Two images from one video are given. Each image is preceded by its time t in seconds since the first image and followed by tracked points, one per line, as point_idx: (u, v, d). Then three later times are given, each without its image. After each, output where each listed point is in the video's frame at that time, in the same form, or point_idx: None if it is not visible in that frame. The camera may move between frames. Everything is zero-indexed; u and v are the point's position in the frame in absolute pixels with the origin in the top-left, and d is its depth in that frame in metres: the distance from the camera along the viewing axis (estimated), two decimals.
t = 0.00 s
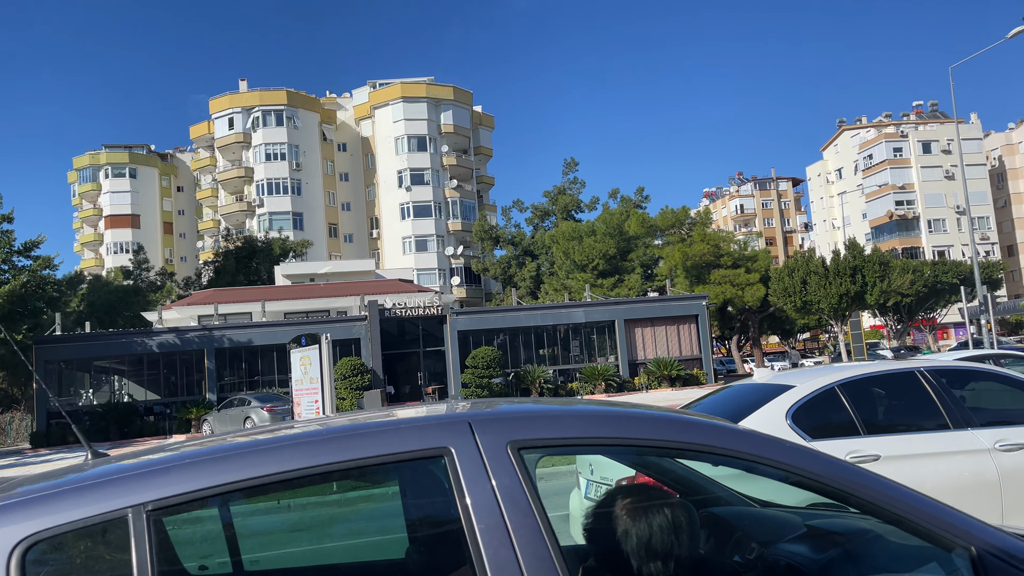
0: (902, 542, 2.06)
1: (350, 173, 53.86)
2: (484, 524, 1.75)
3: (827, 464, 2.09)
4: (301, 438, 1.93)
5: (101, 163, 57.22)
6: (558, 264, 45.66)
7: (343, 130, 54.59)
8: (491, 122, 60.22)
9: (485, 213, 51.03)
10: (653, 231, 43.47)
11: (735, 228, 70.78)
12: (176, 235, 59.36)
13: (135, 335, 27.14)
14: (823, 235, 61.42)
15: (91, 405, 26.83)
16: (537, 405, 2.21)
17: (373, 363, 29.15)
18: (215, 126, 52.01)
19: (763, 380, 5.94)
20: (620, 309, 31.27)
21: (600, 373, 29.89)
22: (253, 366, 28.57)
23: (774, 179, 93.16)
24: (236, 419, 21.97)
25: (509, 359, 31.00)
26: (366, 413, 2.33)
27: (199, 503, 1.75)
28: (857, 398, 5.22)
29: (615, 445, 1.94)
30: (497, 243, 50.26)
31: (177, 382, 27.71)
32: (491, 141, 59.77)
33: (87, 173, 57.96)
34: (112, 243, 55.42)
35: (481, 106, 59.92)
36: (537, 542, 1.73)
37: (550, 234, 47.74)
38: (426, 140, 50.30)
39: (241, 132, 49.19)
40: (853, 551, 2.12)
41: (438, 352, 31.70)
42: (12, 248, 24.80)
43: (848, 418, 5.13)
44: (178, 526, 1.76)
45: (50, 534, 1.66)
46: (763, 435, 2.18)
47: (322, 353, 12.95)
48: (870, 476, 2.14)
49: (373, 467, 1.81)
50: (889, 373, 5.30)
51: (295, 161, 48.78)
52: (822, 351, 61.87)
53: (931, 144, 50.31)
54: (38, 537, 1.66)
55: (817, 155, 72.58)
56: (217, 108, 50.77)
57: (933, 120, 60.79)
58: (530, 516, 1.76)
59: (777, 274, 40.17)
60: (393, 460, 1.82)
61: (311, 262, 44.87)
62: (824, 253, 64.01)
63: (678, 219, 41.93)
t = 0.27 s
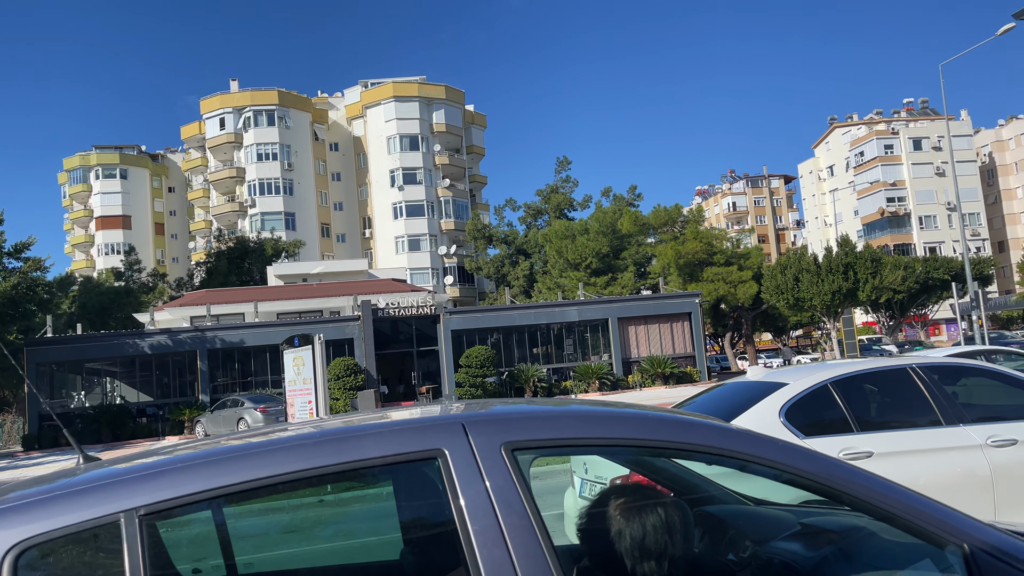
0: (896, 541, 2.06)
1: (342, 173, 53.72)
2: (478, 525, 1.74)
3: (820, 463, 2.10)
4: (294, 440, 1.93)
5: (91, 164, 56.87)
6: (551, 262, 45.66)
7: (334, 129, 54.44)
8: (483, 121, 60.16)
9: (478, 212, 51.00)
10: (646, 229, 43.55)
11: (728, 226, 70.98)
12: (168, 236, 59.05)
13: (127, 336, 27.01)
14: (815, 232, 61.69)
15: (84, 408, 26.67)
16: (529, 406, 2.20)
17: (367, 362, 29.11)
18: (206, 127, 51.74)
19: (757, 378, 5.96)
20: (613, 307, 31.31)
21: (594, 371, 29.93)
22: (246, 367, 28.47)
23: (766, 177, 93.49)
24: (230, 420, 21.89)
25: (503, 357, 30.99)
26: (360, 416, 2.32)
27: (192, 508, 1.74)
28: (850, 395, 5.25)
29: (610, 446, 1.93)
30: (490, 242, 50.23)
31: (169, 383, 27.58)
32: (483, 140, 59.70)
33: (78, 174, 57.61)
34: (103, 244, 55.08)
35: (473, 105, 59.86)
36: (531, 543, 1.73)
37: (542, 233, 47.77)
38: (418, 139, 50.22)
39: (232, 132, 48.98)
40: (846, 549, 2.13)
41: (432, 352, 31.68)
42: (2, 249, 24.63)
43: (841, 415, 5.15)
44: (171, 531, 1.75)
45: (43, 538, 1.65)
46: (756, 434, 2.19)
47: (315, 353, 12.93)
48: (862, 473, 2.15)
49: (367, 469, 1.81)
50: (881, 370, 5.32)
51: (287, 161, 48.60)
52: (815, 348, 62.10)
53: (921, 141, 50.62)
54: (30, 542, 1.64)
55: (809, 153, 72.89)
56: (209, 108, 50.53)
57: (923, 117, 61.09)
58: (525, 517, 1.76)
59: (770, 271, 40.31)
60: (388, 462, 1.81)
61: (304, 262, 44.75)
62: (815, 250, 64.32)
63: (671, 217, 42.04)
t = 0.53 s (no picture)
0: (891, 538, 2.07)
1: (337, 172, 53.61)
2: (474, 524, 1.74)
3: (814, 460, 2.10)
4: (289, 440, 1.92)
5: (85, 164, 56.63)
6: (547, 262, 45.66)
7: (329, 129, 54.32)
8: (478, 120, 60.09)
9: (473, 211, 50.98)
10: (641, 228, 43.59)
11: (723, 224, 71.10)
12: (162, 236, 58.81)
13: (121, 336, 26.92)
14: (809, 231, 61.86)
15: (78, 408, 26.56)
16: (526, 405, 2.20)
17: (362, 362, 29.08)
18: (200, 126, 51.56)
19: (752, 376, 5.97)
20: (608, 306, 31.34)
21: (589, 370, 29.93)
22: (241, 367, 28.39)
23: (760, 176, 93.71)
24: (225, 420, 21.82)
25: (498, 356, 30.99)
26: (354, 415, 2.32)
27: (187, 508, 1.73)
28: (844, 393, 5.26)
29: (605, 445, 1.94)
30: (486, 241, 50.29)
31: (164, 383, 27.50)
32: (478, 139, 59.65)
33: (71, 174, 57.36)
34: (97, 244, 54.85)
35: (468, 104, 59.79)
36: (526, 541, 1.73)
37: (538, 232, 47.77)
38: (413, 138, 50.13)
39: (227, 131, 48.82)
40: (841, 546, 2.14)
41: (427, 351, 31.64)
42: None
43: (835, 413, 5.17)
44: (167, 531, 1.75)
45: (37, 540, 1.65)
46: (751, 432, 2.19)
47: (310, 354, 12.91)
48: (856, 472, 2.16)
49: (363, 468, 1.80)
50: (875, 368, 5.34)
51: (281, 160, 48.49)
52: (810, 346, 62.35)
53: (916, 139, 50.77)
54: (24, 544, 1.63)
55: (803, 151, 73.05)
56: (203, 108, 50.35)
57: (917, 115, 61.34)
58: (520, 516, 1.76)
59: (765, 270, 40.41)
60: (383, 462, 1.81)
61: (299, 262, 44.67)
62: (810, 248, 64.53)
63: (666, 216, 42.16)
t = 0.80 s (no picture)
0: (888, 538, 2.07)
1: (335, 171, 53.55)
2: (472, 522, 1.74)
3: (810, 459, 2.11)
4: (286, 438, 1.92)
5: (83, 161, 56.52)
6: (545, 261, 45.66)
7: (327, 127, 54.25)
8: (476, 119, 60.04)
9: (471, 210, 50.97)
10: (639, 227, 43.58)
11: (721, 224, 71.13)
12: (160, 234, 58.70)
13: (119, 334, 26.91)
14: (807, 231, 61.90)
15: (75, 407, 26.53)
16: (522, 404, 2.20)
17: (360, 361, 29.07)
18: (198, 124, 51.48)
19: (749, 376, 5.98)
20: (606, 305, 31.35)
21: (587, 369, 29.93)
22: (238, 365, 28.34)
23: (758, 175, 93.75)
24: (222, 418, 21.80)
25: (496, 355, 30.98)
26: (352, 414, 2.32)
27: (184, 506, 1.73)
28: (841, 393, 5.27)
29: (602, 444, 1.94)
30: (484, 240, 50.34)
31: (162, 382, 27.46)
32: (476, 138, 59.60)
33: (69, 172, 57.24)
34: (94, 242, 54.77)
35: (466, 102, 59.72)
36: (524, 540, 1.73)
37: (536, 231, 47.79)
38: (412, 137, 50.08)
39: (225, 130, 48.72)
40: (838, 546, 2.14)
41: (425, 350, 31.62)
42: None
43: (832, 412, 5.18)
44: (164, 530, 1.74)
45: (34, 538, 1.64)
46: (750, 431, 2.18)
47: (308, 352, 12.89)
48: (855, 471, 2.16)
49: (361, 467, 1.80)
50: (873, 367, 5.35)
51: (279, 159, 48.42)
52: (808, 346, 62.44)
53: (913, 139, 50.87)
54: (22, 541, 1.63)
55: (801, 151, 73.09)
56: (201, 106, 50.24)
57: (915, 115, 61.40)
58: (518, 515, 1.76)
59: (762, 269, 40.46)
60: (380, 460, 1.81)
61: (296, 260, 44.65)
62: (808, 248, 64.62)
63: (664, 216, 42.22)
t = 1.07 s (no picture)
0: (887, 538, 2.08)
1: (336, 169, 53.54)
2: (471, 519, 1.74)
3: (810, 459, 2.10)
4: (287, 433, 1.92)
5: (84, 158, 56.55)
6: (545, 260, 45.66)
7: (329, 125, 54.22)
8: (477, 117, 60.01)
9: (473, 209, 50.96)
10: (640, 227, 43.52)
11: (722, 224, 71.07)
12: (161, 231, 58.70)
13: (120, 331, 26.90)
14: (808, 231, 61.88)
15: (75, 403, 26.54)
16: (524, 401, 2.19)
17: (361, 359, 29.10)
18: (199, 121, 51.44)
19: (750, 375, 5.98)
20: (607, 304, 31.34)
21: (588, 368, 29.93)
22: (239, 362, 28.36)
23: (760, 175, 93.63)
24: (223, 415, 21.82)
25: (497, 354, 31.00)
26: (353, 410, 2.31)
27: (181, 501, 1.73)
28: (841, 393, 5.27)
29: (603, 441, 1.94)
30: (485, 238, 50.36)
31: (163, 379, 27.45)
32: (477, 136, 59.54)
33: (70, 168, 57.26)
34: (96, 239, 54.80)
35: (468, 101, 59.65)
36: (525, 540, 1.72)
37: (537, 230, 47.78)
38: (413, 135, 50.08)
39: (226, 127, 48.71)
40: (837, 546, 2.14)
41: (425, 348, 31.63)
42: None
43: (832, 412, 5.18)
44: (165, 526, 1.75)
45: (35, 531, 1.65)
46: (749, 430, 2.18)
47: (308, 349, 12.92)
48: (854, 469, 2.16)
49: (361, 463, 1.81)
50: (872, 367, 5.35)
51: (281, 156, 48.40)
52: (809, 346, 62.37)
53: (915, 140, 50.84)
54: (23, 536, 1.64)
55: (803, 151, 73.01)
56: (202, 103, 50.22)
57: (917, 116, 61.27)
58: (517, 514, 1.76)
59: (763, 269, 40.45)
60: (380, 456, 1.81)
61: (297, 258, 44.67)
62: (809, 248, 64.60)
63: (665, 215, 42.21)
